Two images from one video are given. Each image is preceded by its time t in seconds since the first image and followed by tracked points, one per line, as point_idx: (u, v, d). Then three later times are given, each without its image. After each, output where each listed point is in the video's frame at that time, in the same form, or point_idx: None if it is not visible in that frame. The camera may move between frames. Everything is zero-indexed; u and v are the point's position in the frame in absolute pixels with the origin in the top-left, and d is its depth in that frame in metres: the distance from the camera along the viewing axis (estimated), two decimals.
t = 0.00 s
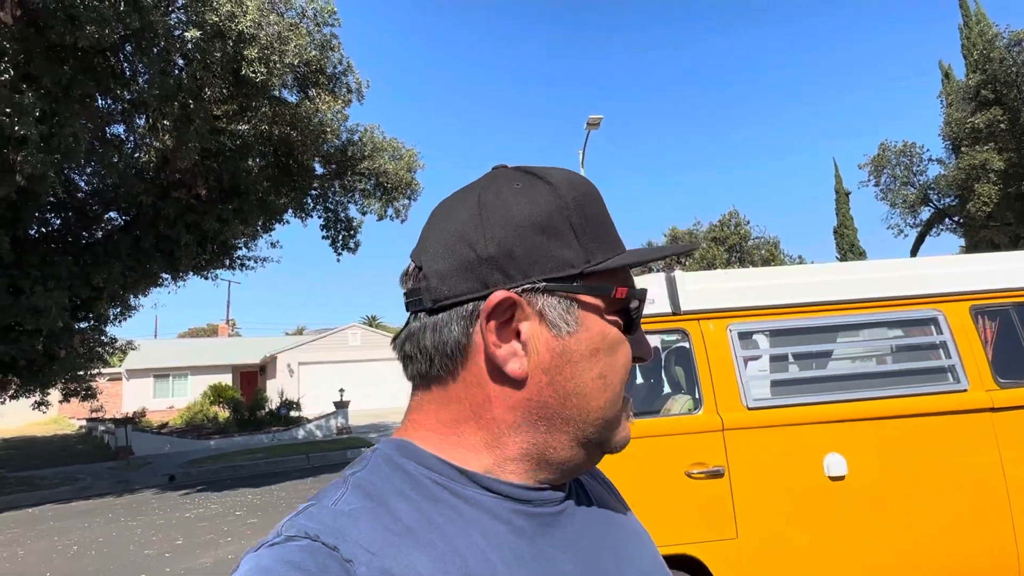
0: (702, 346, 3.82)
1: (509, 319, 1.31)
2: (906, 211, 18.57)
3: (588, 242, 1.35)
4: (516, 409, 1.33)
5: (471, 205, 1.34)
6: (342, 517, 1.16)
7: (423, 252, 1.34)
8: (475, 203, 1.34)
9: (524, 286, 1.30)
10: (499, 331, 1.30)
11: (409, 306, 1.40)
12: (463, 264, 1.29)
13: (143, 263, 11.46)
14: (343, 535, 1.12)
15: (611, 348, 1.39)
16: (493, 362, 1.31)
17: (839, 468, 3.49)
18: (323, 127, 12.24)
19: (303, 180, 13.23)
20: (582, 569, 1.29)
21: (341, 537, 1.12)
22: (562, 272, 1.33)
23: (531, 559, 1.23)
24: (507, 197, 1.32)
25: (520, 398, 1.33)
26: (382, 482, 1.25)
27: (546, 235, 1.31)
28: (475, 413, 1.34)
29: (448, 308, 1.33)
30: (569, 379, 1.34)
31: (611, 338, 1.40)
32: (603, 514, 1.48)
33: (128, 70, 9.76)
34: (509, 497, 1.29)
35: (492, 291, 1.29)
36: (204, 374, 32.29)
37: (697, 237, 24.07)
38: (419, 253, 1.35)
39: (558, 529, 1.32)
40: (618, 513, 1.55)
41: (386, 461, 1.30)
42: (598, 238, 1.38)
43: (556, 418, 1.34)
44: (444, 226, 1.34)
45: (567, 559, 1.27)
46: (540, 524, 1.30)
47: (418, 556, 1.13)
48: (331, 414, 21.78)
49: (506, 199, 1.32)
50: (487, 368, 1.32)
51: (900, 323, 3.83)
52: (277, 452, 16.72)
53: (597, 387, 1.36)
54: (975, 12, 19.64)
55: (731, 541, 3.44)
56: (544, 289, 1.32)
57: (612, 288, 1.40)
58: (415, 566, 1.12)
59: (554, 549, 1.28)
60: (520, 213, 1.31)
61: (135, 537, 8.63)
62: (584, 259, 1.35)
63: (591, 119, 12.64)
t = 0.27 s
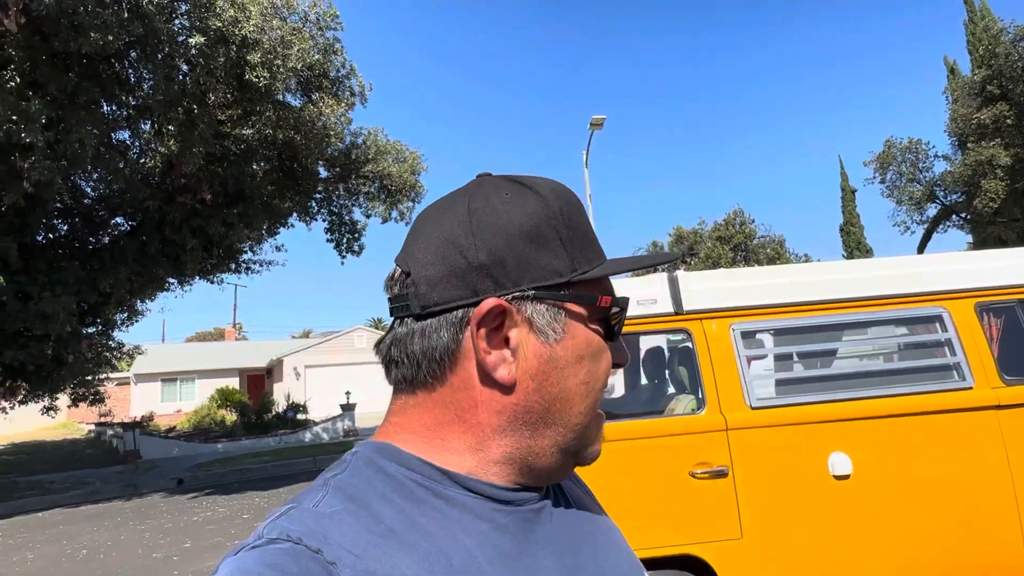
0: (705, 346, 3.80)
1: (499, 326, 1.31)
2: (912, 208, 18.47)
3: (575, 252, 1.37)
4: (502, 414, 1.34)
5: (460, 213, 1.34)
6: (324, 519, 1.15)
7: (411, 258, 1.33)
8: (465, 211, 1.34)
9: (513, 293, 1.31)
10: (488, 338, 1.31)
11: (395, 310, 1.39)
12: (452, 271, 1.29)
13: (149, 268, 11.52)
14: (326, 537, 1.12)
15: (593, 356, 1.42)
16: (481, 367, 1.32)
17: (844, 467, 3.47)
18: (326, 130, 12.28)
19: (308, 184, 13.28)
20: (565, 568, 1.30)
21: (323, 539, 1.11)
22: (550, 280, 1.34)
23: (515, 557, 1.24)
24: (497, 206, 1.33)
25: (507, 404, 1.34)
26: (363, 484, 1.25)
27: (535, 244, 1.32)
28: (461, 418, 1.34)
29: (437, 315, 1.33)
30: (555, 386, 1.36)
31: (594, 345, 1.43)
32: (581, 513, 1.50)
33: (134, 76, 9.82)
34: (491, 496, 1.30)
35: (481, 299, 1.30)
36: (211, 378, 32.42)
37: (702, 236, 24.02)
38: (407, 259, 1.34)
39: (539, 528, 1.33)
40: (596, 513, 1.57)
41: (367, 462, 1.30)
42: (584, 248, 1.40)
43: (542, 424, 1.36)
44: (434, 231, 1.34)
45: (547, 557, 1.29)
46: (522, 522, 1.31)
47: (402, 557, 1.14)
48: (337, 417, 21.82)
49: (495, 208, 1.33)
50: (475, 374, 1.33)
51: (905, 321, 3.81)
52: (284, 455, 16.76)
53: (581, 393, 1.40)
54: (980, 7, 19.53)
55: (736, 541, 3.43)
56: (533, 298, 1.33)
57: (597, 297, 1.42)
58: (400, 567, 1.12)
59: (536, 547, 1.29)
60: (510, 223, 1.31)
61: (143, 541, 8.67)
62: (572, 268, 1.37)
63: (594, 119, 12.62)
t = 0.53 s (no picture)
0: (704, 348, 3.78)
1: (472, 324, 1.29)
2: (912, 208, 18.45)
3: (557, 252, 1.35)
4: (484, 416, 1.32)
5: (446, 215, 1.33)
6: (306, 528, 1.13)
7: (394, 258, 1.32)
8: (446, 211, 1.32)
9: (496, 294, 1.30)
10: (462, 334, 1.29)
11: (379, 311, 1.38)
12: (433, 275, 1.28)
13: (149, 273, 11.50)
14: (308, 544, 1.10)
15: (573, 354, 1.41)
16: (452, 363, 1.31)
17: (845, 469, 3.45)
18: (326, 135, 12.27)
19: (307, 188, 13.28)
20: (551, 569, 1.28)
21: (305, 547, 1.09)
22: (532, 280, 1.32)
23: (501, 561, 1.22)
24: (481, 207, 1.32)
25: (490, 405, 1.32)
26: (347, 492, 1.23)
27: (518, 244, 1.31)
28: (437, 414, 1.33)
29: (418, 315, 1.32)
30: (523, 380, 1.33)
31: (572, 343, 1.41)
32: (569, 517, 1.49)
33: (132, 82, 9.83)
34: (477, 501, 1.29)
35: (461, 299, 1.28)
36: (212, 383, 32.40)
37: (702, 238, 24.00)
38: (390, 260, 1.33)
39: (524, 532, 1.32)
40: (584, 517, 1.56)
41: (352, 470, 1.28)
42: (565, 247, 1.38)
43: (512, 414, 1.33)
44: (415, 233, 1.32)
45: (534, 560, 1.27)
46: (507, 526, 1.29)
47: (386, 563, 1.12)
48: (338, 422, 21.79)
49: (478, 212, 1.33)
50: (451, 368, 1.31)
51: (906, 321, 3.79)
52: (285, 460, 16.72)
53: (560, 390, 1.37)
54: (979, 7, 19.54)
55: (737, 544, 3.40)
56: (515, 298, 1.31)
57: (580, 297, 1.40)
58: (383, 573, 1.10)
59: (522, 550, 1.28)
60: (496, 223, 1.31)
61: (143, 547, 8.64)
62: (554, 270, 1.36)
63: (593, 122, 12.62)
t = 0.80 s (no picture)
0: (696, 354, 3.75)
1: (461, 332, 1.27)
2: (903, 213, 18.56)
3: (550, 256, 1.31)
4: (473, 424, 1.28)
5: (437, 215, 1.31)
6: (291, 538, 1.11)
7: (386, 261, 1.31)
8: (438, 212, 1.30)
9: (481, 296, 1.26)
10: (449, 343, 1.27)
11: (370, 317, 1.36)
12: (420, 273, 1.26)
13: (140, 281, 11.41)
14: (292, 556, 1.07)
15: (567, 365, 1.37)
16: (440, 373, 1.29)
17: (839, 475, 3.42)
18: (319, 141, 12.22)
19: (300, 195, 13.24)
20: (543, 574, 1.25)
21: (289, 558, 1.07)
22: (522, 285, 1.29)
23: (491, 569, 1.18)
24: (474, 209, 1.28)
25: (476, 412, 1.28)
26: (334, 502, 1.20)
27: (508, 248, 1.28)
28: (427, 426, 1.31)
29: (406, 320, 1.30)
30: (517, 396, 1.30)
31: (567, 354, 1.37)
32: (567, 524, 1.45)
33: (122, 88, 9.77)
34: (467, 512, 1.25)
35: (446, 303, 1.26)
36: (204, 391, 32.17)
37: (695, 243, 24.07)
38: (382, 261, 1.32)
39: (517, 541, 1.28)
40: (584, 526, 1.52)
41: (342, 480, 1.25)
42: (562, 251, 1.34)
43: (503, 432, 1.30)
44: (406, 234, 1.31)
45: (527, 568, 1.23)
46: (498, 535, 1.26)
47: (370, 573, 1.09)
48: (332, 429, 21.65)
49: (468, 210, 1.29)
50: (438, 379, 1.29)
51: (899, 326, 3.77)
52: (278, 469, 16.57)
53: (551, 404, 1.33)
54: (967, 14, 19.75)
55: (731, 552, 3.37)
56: (504, 303, 1.28)
57: (573, 303, 1.36)
58: None
59: (515, 559, 1.24)
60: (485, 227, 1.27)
61: (132, 558, 8.52)
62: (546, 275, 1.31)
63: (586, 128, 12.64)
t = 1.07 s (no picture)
0: (681, 360, 3.74)
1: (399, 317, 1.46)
2: (887, 221, 18.78)
3: (421, 217, 1.42)
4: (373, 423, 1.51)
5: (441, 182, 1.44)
6: (305, 528, 1.21)
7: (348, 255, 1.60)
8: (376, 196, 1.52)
9: (427, 280, 1.46)
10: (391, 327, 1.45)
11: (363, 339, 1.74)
12: (389, 239, 1.47)
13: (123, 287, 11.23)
14: (305, 542, 1.18)
15: (495, 353, 1.44)
16: (387, 361, 1.45)
17: (824, 482, 3.42)
18: (305, 147, 12.18)
19: (286, 201, 13.16)
20: (544, 571, 1.38)
21: (302, 545, 1.16)
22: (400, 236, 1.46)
23: (492, 564, 1.31)
24: (475, 195, 1.42)
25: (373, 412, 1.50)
26: (346, 496, 1.33)
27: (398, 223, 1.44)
28: (376, 412, 1.46)
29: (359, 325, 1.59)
30: (441, 375, 1.39)
31: (495, 344, 1.45)
32: (573, 526, 1.59)
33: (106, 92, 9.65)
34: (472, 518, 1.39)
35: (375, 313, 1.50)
36: (189, 400, 31.75)
37: (683, 251, 24.17)
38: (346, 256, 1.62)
39: (522, 542, 1.42)
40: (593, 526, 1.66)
41: (352, 479, 1.38)
42: (470, 250, 1.53)
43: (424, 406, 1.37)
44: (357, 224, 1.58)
45: (530, 565, 1.37)
46: (502, 536, 1.40)
47: (378, 562, 1.19)
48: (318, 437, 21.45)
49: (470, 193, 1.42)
50: (383, 367, 1.45)
51: (882, 332, 3.79)
52: (262, 478, 16.35)
53: (468, 386, 1.38)
54: (947, 27, 20.12)
55: (716, 559, 3.35)
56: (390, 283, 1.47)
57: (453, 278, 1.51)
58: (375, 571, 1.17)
59: (517, 556, 1.38)
60: (463, 215, 1.46)
61: (112, 570, 8.35)
62: (489, 269, 1.54)
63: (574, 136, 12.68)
